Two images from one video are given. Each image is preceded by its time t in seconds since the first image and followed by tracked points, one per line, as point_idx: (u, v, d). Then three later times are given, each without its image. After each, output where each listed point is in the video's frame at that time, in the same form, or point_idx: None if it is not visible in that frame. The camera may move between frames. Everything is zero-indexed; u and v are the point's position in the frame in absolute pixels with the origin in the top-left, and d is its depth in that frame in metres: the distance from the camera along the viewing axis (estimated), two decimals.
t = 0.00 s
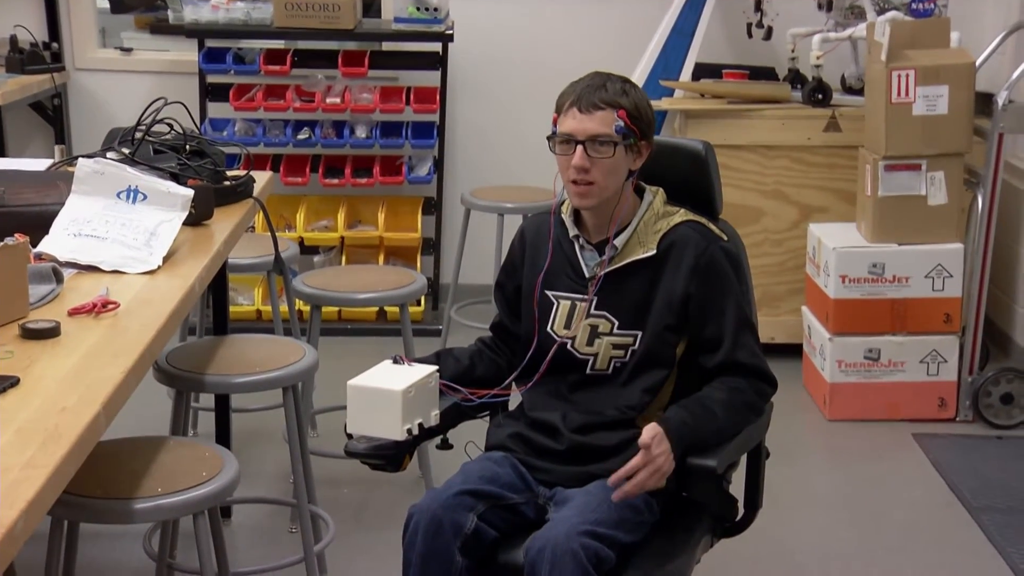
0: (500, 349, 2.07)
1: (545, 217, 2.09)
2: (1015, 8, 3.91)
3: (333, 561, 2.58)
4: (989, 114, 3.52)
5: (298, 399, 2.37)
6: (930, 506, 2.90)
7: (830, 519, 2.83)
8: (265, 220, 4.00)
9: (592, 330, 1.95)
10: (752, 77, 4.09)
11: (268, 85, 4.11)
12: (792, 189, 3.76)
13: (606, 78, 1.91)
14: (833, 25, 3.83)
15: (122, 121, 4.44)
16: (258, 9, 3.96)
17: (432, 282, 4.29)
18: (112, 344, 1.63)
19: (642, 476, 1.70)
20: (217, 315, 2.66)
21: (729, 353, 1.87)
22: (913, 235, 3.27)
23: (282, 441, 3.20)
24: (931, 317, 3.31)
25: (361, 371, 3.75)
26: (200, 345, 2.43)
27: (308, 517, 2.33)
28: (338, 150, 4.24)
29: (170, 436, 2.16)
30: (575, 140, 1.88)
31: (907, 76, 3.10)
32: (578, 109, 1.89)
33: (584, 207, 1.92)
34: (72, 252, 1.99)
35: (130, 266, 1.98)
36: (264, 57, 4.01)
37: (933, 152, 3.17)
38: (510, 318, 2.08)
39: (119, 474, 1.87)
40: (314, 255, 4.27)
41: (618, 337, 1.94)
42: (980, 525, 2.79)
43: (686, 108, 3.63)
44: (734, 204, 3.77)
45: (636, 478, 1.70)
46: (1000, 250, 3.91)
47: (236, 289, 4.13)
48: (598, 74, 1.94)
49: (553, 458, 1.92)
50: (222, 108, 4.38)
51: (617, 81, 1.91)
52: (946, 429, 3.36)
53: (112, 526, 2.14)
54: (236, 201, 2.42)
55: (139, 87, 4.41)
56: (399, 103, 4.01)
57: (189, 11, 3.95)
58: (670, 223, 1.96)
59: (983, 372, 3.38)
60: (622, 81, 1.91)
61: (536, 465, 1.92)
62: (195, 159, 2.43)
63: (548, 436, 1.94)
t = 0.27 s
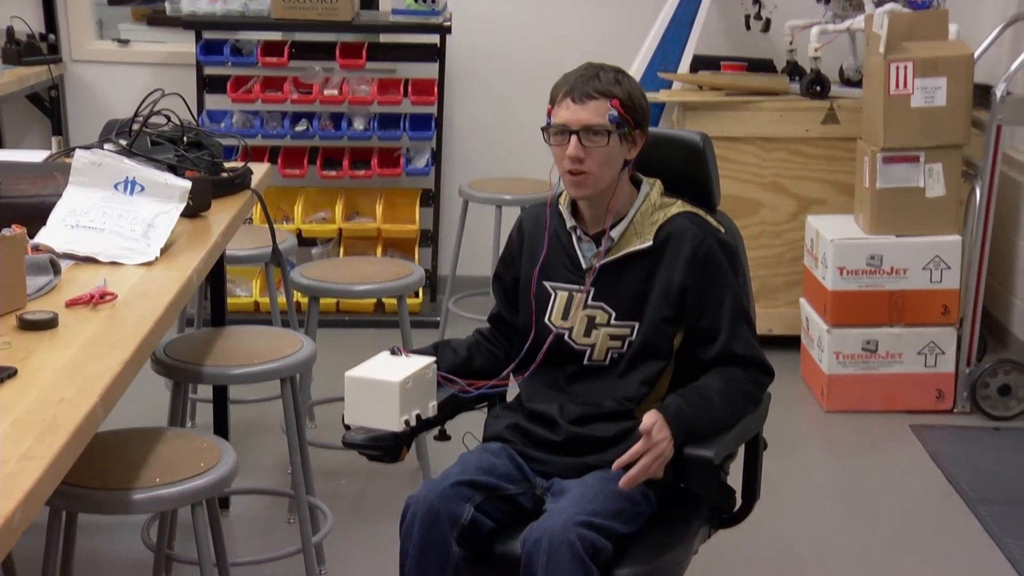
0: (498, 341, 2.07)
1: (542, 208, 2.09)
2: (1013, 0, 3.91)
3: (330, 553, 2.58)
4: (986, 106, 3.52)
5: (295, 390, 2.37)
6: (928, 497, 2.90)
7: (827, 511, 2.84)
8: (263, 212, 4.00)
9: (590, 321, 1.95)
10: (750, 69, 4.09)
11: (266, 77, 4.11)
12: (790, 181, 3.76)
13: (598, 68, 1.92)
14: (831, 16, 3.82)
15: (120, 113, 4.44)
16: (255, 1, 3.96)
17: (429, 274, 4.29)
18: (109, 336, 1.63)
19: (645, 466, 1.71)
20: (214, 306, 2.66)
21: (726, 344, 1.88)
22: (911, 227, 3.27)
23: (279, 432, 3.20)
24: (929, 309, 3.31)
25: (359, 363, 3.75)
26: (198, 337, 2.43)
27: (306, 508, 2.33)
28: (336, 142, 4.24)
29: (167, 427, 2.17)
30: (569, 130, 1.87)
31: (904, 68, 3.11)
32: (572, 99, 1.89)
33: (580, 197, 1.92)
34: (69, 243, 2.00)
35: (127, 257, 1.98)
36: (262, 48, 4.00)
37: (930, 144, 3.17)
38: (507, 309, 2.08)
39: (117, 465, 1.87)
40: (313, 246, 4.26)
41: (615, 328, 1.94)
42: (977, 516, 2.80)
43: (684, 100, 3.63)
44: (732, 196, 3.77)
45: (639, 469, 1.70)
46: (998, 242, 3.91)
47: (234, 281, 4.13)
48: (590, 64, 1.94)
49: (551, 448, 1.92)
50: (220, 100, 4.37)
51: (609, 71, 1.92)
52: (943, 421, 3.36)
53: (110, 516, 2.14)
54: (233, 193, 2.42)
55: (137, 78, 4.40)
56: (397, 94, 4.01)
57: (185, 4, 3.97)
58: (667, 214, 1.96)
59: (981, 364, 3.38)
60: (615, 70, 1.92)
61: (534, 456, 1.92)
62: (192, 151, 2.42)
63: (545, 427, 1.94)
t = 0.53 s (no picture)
0: (499, 320, 2.07)
1: (544, 186, 2.08)
2: None
3: (331, 530, 2.59)
4: (988, 84, 3.51)
5: (295, 369, 2.37)
6: (928, 474, 2.91)
7: (828, 489, 2.84)
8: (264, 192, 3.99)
9: (592, 299, 1.95)
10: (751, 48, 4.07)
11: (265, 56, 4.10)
12: (790, 160, 3.75)
13: (604, 46, 1.91)
14: None
15: (119, 94, 4.43)
16: None
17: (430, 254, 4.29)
18: (109, 314, 1.63)
19: (660, 440, 1.71)
20: (214, 286, 2.66)
21: (729, 322, 1.89)
22: (912, 206, 3.27)
23: (280, 412, 3.21)
24: (930, 288, 3.31)
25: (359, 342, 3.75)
26: (198, 316, 2.43)
27: (307, 486, 2.34)
28: (336, 122, 4.24)
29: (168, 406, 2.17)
30: (574, 107, 1.87)
31: (906, 45, 3.10)
32: (578, 76, 1.88)
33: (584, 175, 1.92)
34: (69, 222, 2.00)
35: (127, 237, 1.98)
36: (262, 28, 4.00)
37: (931, 122, 3.16)
38: (508, 287, 2.09)
39: (118, 443, 1.88)
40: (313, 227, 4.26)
41: (618, 307, 1.94)
42: (977, 493, 2.81)
43: (684, 79, 3.62)
44: (732, 175, 3.76)
45: (654, 443, 1.71)
46: (999, 221, 3.91)
47: (234, 261, 4.13)
48: (596, 41, 1.93)
49: (551, 426, 1.93)
50: (220, 80, 4.36)
51: (616, 48, 1.91)
52: (944, 399, 3.37)
53: (111, 495, 2.15)
54: (233, 172, 2.42)
55: (135, 59, 4.39)
56: (397, 74, 4.01)
57: None
58: (670, 192, 1.96)
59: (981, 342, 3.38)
60: (621, 48, 1.91)
61: (535, 434, 1.92)
62: (191, 130, 2.42)
63: (546, 405, 1.95)
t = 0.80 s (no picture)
0: (497, 278, 2.07)
1: (540, 144, 2.06)
2: None
3: (329, 490, 2.61)
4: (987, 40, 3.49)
5: (292, 329, 2.37)
6: (924, 432, 2.92)
7: (825, 448, 2.85)
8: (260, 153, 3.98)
9: (590, 258, 1.95)
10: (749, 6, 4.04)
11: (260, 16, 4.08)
12: (788, 119, 3.74)
13: (603, 3, 1.89)
14: None
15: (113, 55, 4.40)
16: None
17: (427, 215, 4.30)
18: (105, 274, 1.63)
19: (653, 398, 1.72)
20: (210, 246, 2.66)
21: (727, 280, 1.89)
22: (910, 165, 3.26)
23: (278, 373, 3.22)
24: (927, 247, 3.31)
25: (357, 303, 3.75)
26: (195, 278, 2.43)
27: (305, 446, 2.35)
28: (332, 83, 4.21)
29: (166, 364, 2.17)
30: (574, 65, 1.86)
31: (905, 3, 3.08)
32: (577, 34, 1.87)
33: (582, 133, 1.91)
34: (62, 181, 1.99)
35: (123, 195, 1.97)
36: None
37: (931, 80, 3.15)
38: (506, 246, 2.08)
39: (115, 404, 1.88)
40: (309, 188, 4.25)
41: (616, 265, 1.94)
42: (974, 451, 2.82)
43: (683, 38, 3.60)
44: (731, 134, 3.75)
45: (647, 401, 1.72)
46: (997, 179, 3.90)
47: (231, 222, 4.13)
48: None
49: (549, 384, 1.92)
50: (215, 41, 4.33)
51: (615, 6, 1.89)
52: (941, 357, 3.37)
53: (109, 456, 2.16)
54: (227, 133, 2.41)
55: (129, 19, 4.36)
56: (393, 34, 4.00)
57: None
58: (669, 150, 1.95)
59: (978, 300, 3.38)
60: (620, 6, 1.89)
61: (532, 393, 1.92)
62: (186, 90, 2.41)
63: (543, 363, 1.95)
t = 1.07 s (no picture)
0: (493, 231, 2.06)
1: (536, 95, 2.04)
2: None
3: (328, 443, 2.62)
4: None
5: (289, 284, 2.37)
6: (921, 382, 2.93)
7: (822, 399, 2.86)
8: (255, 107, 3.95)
9: (587, 209, 1.94)
10: None
11: None
12: (786, 70, 3.72)
13: None
14: None
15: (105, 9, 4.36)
16: None
17: (423, 168, 4.30)
18: (100, 227, 1.62)
19: (648, 348, 1.72)
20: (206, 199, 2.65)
21: (724, 230, 1.88)
22: (908, 114, 3.24)
23: (275, 327, 3.22)
24: (925, 197, 3.30)
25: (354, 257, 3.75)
26: (190, 232, 2.42)
27: (303, 399, 2.36)
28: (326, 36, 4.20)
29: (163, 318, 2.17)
30: (574, 15, 1.84)
31: None
32: None
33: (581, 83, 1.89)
34: (55, 135, 1.98)
35: (116, 148, 1.95)
36: None
37: (930, 28, 3.12)
38: (502, 198, 2.07)
39: (112, 357, 1.88)
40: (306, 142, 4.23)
41: (613, 216, 1.93)
42: (970, 400, 2.83)
43: None
44: (728, 85, 3.72)
45: (641, 350, 1.72)
46: (996, 129, 3.88)
47: (227, 177, 4.12)
48: None
49: (546, 335, 1.92)
50: None
51: None
52: (938, 308, 3.38)
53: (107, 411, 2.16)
54: (220, 87, 2.39)
55: None
56: None
57: None
58: (665, 99, 1.93)
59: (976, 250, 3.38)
60: None
61: (529, 344, 1.92)
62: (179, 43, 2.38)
63: (540, 315, 1.94)
